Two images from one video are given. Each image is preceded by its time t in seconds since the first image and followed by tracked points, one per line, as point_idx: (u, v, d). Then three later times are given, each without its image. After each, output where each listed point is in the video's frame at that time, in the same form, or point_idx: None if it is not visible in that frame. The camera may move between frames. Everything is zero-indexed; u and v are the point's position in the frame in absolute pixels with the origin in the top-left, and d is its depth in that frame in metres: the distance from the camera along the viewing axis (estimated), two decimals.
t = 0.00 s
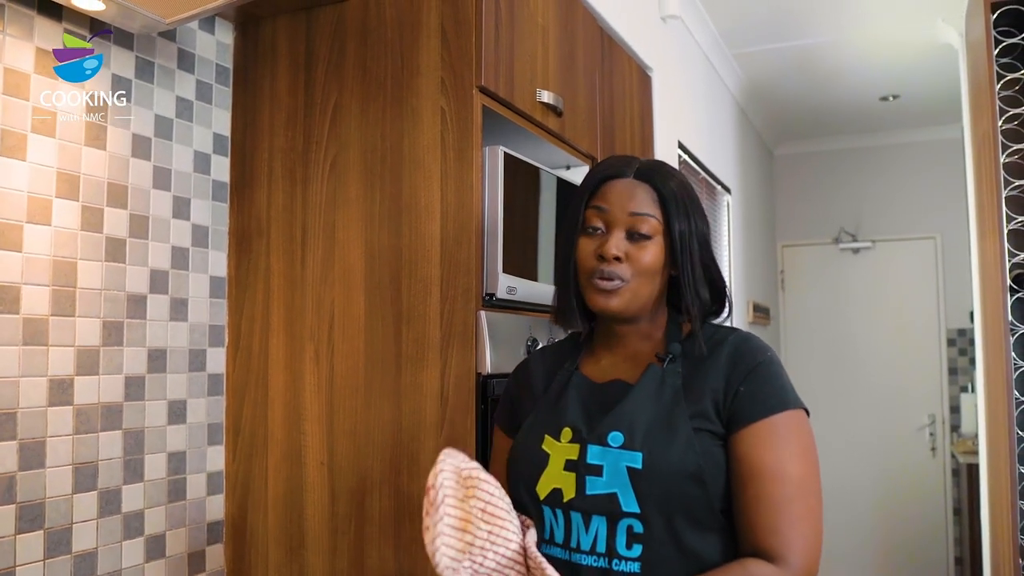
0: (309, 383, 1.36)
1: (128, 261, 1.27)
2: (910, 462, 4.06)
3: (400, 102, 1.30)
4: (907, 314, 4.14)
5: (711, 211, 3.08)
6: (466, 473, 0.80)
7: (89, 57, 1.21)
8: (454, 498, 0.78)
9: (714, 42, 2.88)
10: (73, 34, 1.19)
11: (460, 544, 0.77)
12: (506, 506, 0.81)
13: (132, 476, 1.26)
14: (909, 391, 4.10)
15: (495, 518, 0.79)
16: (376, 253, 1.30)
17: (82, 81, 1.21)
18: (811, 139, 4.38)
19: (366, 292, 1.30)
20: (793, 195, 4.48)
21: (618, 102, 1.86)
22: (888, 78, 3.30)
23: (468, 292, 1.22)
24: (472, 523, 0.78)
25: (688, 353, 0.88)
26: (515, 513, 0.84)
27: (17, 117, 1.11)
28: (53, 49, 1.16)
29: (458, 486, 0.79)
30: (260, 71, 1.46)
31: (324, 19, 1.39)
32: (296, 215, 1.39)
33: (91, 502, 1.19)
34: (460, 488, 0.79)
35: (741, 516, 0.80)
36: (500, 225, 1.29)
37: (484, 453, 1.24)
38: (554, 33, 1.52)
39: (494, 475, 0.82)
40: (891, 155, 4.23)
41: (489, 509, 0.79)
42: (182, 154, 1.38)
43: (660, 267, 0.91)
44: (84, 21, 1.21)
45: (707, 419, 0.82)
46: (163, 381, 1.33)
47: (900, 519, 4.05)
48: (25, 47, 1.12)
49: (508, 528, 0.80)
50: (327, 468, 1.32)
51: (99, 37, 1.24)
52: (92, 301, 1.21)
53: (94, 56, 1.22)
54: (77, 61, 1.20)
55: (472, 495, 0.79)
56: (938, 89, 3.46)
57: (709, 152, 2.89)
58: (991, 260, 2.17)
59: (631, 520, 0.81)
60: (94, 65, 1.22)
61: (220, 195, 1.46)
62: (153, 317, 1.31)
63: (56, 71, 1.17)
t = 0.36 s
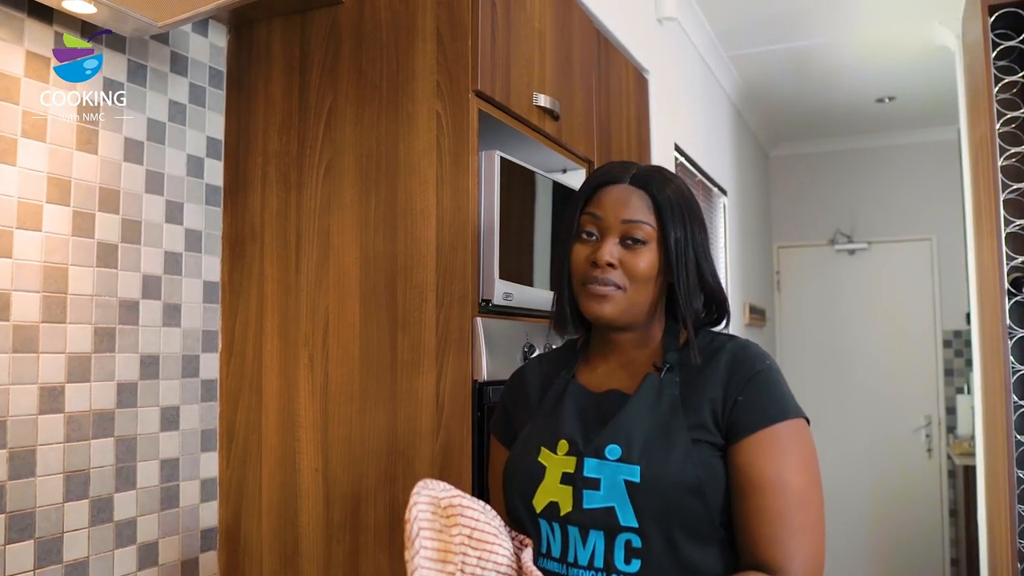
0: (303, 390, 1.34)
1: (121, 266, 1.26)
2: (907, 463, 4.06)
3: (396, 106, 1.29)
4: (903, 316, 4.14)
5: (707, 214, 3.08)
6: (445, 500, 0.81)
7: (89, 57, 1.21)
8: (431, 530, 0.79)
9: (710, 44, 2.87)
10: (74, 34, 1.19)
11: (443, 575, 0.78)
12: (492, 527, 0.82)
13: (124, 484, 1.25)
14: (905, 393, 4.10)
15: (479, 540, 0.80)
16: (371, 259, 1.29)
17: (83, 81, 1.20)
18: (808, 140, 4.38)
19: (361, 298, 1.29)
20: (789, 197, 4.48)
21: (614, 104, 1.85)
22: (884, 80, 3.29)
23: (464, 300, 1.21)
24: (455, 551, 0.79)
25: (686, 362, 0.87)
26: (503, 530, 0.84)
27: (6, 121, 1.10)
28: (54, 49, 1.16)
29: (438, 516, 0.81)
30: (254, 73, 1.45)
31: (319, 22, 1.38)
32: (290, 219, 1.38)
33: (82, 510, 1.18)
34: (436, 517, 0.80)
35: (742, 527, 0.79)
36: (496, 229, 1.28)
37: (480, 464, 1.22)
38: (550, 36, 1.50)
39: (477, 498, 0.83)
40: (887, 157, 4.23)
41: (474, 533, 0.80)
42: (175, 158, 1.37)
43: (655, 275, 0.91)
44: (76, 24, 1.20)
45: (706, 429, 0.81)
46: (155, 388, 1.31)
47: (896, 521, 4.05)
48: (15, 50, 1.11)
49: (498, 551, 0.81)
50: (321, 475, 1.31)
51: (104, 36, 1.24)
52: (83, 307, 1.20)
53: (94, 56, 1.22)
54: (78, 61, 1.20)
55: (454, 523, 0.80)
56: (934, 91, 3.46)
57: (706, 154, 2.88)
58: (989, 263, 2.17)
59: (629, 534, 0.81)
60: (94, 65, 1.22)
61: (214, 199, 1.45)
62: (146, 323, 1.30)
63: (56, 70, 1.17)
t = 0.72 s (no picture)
0: (295, 396, 1.33)
1: (110, 272, 1.24)
2: (907, 465, 4.04)
3: (389, 108, 1.27)
4: (903, 317, 4.12)
5: (705, 215, 3.06)
6: (435, 520, 0.80)
7: (89, 57, 1.21)
8: (422, 553, 0.78)
9: (709, 45, 2.85)
10: (74, 34, 1.19)
11: None
12: (485, 545, 0.80)
13: (114, 492, 1.23)
14: (905, 394, 4.08)
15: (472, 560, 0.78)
16: (363, 265, 1.27)
17: (82, 82, 1.20)
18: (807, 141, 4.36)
19: (353, 304, 1.27)
20: (788, 198, 4.46)
21: (612, 106, 1.83)
22: (884, 80, 3.28)
23: (458, 306, 1.20)
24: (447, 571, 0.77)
25: (685, 371, 0.85)
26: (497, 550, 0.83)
27: None
28: (53, 49, 1.16)
29: (429, 537, 0.79)
30: (246, 76, 1.43)
31: (311, 24, 1.36)
32: (282, 223, 1.36)
33: (70, 520, 1.16)
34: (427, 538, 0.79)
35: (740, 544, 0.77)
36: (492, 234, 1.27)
37: (473, 474, 1.20)
38: (546, 38, 1.49)
39: (469, 516, 0.82)
40: (887, 158, 4.21)
41: (467, 552, 0.79)
42: (166, 161, 1.35)
43: (656, 283, 0.89)
44: (64, 26, 1.18)
45: (705, 443, 0.79)
46: (146, 394, 1.30)
47: (896, 523, 4.04)
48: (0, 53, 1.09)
49: (490, 569, 0.79)
50: (314, 483, 1.29)
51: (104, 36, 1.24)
52: (71, 313, 1.18)
53: (94, 56, 1.22)
54: (77, 61, 1.19)
55: (446, 543, 0.78)
56: (934, 92, 3.45)
57: (704, 156, 2.86)
58: (989, 265, 2.15)
59: (625, 550, 0.79)
60: (94, 65, 1.21)
61: (206, 203, 1.43)
62: (136, 329, 1.28)
63: (56, 70, 1.17)
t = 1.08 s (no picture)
0: (287, 403, 1.31)
1: (97, 276, 1.22)
2: (911, 467, 4.01)
3: (380, 110, 1.25)
4: (907, 318, 4.09)
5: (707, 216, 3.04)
6: (421, 540, 0.79)
7: (89, 57, 1.21)
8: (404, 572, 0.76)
9: (710, 44, 2.82)
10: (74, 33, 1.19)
11: None
12: (473, 564, 0.78)
13: (101, 501, 1.21)
14: (909, 396, 4.05)
15: None
16: (355, 270, 1.25)
17: (83, 82, 1.20)
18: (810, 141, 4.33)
19: (344, 309, 1.25)
20: (791, 198, 4.43)
21: (611, 106, 1.80)
22: (888, 80, 3.25)
23: (450, 314, 1.17)
24: None
25: (679, 383, 0.83)
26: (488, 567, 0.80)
27: None
28: (53, 49, 1.16)
29: (412, 557, 0.78)
30: (237, 76, 1.40)
31: (302, 24, 1.34)
32: (274, 227, 1.34)
33: (56, 530, 1.14)
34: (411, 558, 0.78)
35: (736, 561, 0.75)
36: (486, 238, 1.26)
37: (465, 481, 1.18)
38: (542, 37, 1.46)
39: (455, 533, 0.81)
40: (890, 157, 4.18)
41: (453, 571, 0.77)
42: (156, 164, 1.32)
43: (652, 290, 0.87)
44: (49, 27, 1.16)
45: (699, 457, 0.78)
46: (134, 401, 1.27)
47: (898, 526, 4.01)
48: None
49: None
50: (305, 491, 1.28)
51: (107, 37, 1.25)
52: (57, 319, 1.16)
53: (95, 56, 1.22)
54: (77, 61, 1.19)
55: (429, 562, 0.77)
56: (938, 91, 3.41)
57: (706, 156, 2.83)
58: (994, 267, 2.12)
59: (615, 569, 0.77)
60: (95, 65, 1.22)
61: (197, 206, 1.40)
62: (124, 334, 1.26)
63: (57, 70, 1.17)
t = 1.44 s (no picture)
0: (277, 409, 1.29)
1: (84, 281, 1.20)
2: (918, 469, 3.97)
3: (371, 110, 1.23)
4: (913, 319, 4.05)
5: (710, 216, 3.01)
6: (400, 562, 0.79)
7: (89, 57, 1.21)
8: None
9: (713, 42, 2.79)
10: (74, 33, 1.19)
11: None
12: None
13: (88, 509, 1.19)
14: (915, 398, 4.01)
15: None
16: (346, 274, 1.23)
17: (82, 81, 1.20)
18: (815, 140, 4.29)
19: (335, 313, 1.24)
20: (796, 198, 4.39)
21: (610, 105, 1.78)
22: (894, 78, 3.21)
23: (441, 317, 1.16)
24: None
25: (673, 394, 0.83)
26: None
27: None
28: (53, 48, 1.16)
29: None
30: (227, 77, 1.38)
31: (293, 23, 1.32)
32: (264, 230, 1.32)
33: (40, 539, 1.12)
34: None
35: None
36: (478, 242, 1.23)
37: (456, 489, 1.18)
38: (538, 35, 1.43)
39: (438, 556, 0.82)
40: (897, 157, 4.14)
41: None
42: (145, 166, 1.30)
43: (642, 294, 0.84)
44: (33, 27, 1.14)
45: (692, 470, 0.77)
46: (123, 408, 1.25)
47: (903, 529, 3.97)
48: None
49: None
50: (296, 499, 1.26)
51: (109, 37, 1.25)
52: (42, 324, 1.14)
53: (94, 56, 1.22)
54: (77, 61, 1.19)
55: None
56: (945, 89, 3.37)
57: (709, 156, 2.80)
58: (1001, 268, 2.08)
59: None
60: (95, 65, 1.22)
61: (187, 209, 1.38)
62: (112, 340, 1.24)
63: (58, 70, 1.17)
